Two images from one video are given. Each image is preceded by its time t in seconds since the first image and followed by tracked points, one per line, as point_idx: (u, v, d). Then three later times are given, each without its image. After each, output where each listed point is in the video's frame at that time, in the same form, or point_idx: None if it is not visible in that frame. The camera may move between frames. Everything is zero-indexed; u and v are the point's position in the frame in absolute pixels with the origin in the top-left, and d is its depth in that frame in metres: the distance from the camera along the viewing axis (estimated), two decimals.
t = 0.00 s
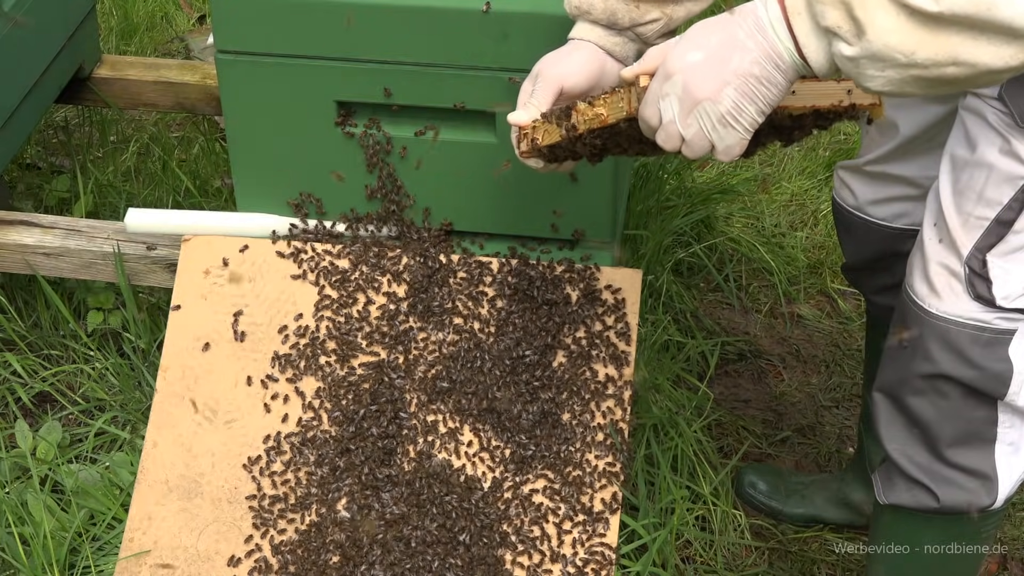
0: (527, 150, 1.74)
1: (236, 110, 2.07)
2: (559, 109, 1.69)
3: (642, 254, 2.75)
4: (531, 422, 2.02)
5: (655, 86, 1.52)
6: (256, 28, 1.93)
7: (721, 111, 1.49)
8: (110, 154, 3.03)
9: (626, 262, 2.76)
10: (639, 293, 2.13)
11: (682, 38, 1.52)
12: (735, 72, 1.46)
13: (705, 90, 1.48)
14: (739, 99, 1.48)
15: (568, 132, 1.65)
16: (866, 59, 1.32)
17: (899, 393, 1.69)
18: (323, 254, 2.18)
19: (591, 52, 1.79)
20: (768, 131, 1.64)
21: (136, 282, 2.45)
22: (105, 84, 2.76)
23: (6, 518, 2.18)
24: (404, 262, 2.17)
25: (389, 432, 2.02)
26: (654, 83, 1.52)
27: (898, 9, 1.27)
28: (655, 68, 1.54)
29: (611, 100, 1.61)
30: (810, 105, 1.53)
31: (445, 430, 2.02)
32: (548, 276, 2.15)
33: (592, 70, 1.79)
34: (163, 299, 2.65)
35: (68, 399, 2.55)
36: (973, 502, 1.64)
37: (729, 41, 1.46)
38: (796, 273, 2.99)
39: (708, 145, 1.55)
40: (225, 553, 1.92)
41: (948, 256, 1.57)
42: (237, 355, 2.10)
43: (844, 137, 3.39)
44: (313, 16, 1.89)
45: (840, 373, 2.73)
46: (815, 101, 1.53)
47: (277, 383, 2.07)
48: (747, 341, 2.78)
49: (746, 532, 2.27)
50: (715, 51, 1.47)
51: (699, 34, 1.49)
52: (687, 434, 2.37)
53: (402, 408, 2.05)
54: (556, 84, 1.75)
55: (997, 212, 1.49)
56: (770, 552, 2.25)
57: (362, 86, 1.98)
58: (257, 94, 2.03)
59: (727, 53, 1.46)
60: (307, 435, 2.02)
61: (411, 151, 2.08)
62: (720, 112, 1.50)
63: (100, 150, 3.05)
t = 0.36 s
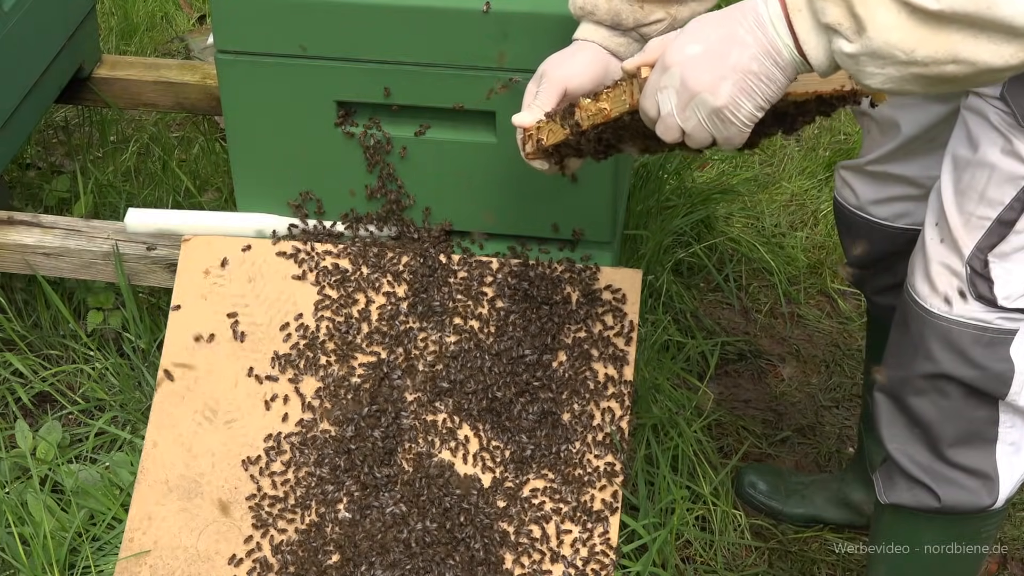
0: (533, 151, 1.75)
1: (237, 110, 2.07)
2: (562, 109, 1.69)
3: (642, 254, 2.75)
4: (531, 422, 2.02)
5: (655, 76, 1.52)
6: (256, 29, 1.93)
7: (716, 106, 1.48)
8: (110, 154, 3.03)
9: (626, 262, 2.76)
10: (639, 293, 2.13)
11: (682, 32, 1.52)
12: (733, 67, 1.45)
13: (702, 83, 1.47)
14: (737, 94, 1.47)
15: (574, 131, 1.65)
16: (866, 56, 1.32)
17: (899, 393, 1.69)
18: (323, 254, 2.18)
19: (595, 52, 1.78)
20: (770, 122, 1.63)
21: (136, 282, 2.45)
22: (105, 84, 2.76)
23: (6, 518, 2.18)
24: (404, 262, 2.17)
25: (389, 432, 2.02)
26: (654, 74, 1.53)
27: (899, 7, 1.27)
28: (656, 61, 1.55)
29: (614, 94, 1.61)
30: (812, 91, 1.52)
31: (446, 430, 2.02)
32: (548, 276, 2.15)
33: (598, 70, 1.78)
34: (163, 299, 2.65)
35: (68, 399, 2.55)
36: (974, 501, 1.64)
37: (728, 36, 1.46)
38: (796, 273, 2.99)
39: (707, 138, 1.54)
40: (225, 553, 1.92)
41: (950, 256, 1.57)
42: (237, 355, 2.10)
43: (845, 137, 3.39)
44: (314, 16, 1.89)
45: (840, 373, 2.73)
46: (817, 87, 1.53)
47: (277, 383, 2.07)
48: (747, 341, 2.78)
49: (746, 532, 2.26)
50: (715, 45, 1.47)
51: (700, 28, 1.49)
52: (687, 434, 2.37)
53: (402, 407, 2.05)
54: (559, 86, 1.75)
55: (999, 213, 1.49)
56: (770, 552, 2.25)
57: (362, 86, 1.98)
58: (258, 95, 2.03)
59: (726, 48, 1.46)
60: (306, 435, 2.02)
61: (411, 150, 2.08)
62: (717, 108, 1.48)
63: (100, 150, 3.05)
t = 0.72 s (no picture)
0: (544, 154, 1.76)
1: (236, 110, 2.07)
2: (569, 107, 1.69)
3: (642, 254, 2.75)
4: (531, 422, 2.02)
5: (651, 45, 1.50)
6: (256, 29, 1.93)
7: (706, 78, 1.43)
8: (110, 154, 3.02)
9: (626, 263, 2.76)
10: (639, 293, 2.13)
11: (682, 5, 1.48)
12: (728, 41, 1.42)
13: (695, 54, 1.43)
14: (728, 68, 1.43)
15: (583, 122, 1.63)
16: (861, 42, 1.31)
17: (900, 394, 1.69)
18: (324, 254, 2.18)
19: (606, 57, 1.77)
20: (775, 107, 1.61)
21: (136, 282, 2.45)
22: (105, 84, 2.76)
23: (6, 517, 2.18)
24: (404, 262, 2.17)
25: (389, 432, 2.02)
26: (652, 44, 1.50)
27: None
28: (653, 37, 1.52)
29: (619, 77, 1.59)
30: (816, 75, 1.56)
31: (446, 430, 2.02)
32: (548, 276, 2.15)
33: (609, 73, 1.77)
34: (163, 299, 2.65)
35: (68, 399, 2.55)
36: (975, 502, 1.64)
37: (727, 10, 1.42)
38: (797, 273, 3.00)
39: (696, 112, 1.49)
40: (224, 553, 1.92)
41: (950, 257, 1.57)
42: (237, 355, 2.10)
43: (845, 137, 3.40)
44: (314, 16, 1.89)
45: (840, 373, 2.73)
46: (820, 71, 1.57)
47: (277, 383, 2.07)
48: (747, 341, 2.78)
49: (746, 532, 2.26)
50: (712, 18, 1.43)
51: (698, 4, 1.46)
52: (687, 434, 2.37)
53: (401, 407, 2.05)
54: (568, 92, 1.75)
55: (999, 213, 1.49)
56: (770, 552, 2.25)
57: (363, 86, 1.98)
58: (258, 95, 2.03)
59: (722, 22, 1.42)
60: (306, 434, 2.02)
61: (412, 150, 2.08)
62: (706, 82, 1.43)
63: (100, 150, 3.05)
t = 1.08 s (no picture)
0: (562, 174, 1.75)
1: (236, 110, 2.07)
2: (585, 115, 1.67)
3: (642, 254, 2.75)
4: (531, 421, 2.02)
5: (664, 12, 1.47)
6: (255, 29, 1.93)
7: (717, 34, 1.36)
8: (110, 154, 3.02)
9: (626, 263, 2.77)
10: (639, 294, 2.13)
11: None
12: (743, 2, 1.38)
13: (708, 10, 1.38)
14: (743, 23, 1.37)
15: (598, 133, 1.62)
16: (868, 12, 1.33)
17: (883, 391, 1.69)
18: (325, 254, 2.18)
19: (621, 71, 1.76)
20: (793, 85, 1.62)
21: (135, 282, 2.45)
22: (104, 84, 2.76)
23: (6, 517, 2.18)
24: (404, 263, 2.17)
25: (388, 432, 2.02)
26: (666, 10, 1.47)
27: None
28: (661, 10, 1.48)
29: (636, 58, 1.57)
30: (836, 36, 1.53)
31: (446, 430, 2.02)
32: (548, 276, 2.15)
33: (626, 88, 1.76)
34: (163, 299, 2.65)
35: (68, 399, 2.55)
36: (961, 499, 1.63)
37: None
38: (797, 273, 3.00)
39: (712, 71, 1.41)
40: (224, 553, 1.92)
41: (928, 254, 1.58)
42: (237, 355, 2.10)
43: (844, 137, 3.40)
44: (313, 15, 1.88)
45: (840, 373, 2.73)
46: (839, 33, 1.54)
47: (277, 383, 2.07)
48: (747, 342, 2.78)
49: (746, 532, 2.27)
50: None
51: None
52: (687, 434, 2.37)
53: (400, 406, 2.05)
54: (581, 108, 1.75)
55: (979, 209, 1.50)
56: (770, 552, 2.25)
57: (363, 86, 1.98)
58: (258, 94, 2.03)
59: None
60: (305, 434, 2.02)
61: (412, 150, 2.08)
62: (715, 38, 1.37)
63: (100, 150, 3.05)
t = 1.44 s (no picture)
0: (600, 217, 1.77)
1: (236, 110, 2.07)
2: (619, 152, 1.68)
3: (642, 254, 2.80)
4: (531, 421, 2.02)
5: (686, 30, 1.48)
6: (255, 29, 1.93)
7: (735, 39, 1.41)
8: (110, 154, 3.03)
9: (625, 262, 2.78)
10: (639, 293, 2.13)
11: None
12: (758, 6, 1.41)
13: (725, 20, 1.42)
14: (762, 27, 1.40)
15: (635, 171, 1.62)
16: (879, 13, 1.31)
17: (892, 394, 1.69)
18: (325, 254, 2.18)
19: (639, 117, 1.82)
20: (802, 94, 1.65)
21: (136, 282, 2.45)
22: (104, 84, 2.76)
23: (6, 518, 2.18)
24: (404, 263, 2.17)
25: (388, 431, 2.02)
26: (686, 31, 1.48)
27: None
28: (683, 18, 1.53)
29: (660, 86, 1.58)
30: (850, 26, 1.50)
31: (446, 430, 2.02)
32: (548, 276, 2.15)
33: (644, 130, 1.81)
34: (164, 299, 2.65)
35: (69, 399, 2.55)
36: (968, 502, 1.64)
37: None
38: (797, 273, 3.00)
39: (741, 75, 1.46)
40: (224, 553, 1.92)
41: (938, 257, 1.58)
42: (237, 354, 2.10)
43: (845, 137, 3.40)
44: (314, 15, 1.88)
45: (840, 373, 2.73)
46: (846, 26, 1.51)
47: (276, 383, 2.07)
48: (747, 342, 2.78)
49: (746, 532, 2.26)
50: None
51: None
52: (687, 434, 2.37)
53: (400, 406, 2.05)
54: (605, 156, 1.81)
55: (987, 212, 1.49)
56: (770, 552, 2.25)
57: (362, 87, 1.99)
58: (258, 95, 2.03)
59: None
60: (305, 434, 2.02)
61: (412, 150, 2.08)
62: (735, 43, 1.41)
63: (100, 150, 3.05)
